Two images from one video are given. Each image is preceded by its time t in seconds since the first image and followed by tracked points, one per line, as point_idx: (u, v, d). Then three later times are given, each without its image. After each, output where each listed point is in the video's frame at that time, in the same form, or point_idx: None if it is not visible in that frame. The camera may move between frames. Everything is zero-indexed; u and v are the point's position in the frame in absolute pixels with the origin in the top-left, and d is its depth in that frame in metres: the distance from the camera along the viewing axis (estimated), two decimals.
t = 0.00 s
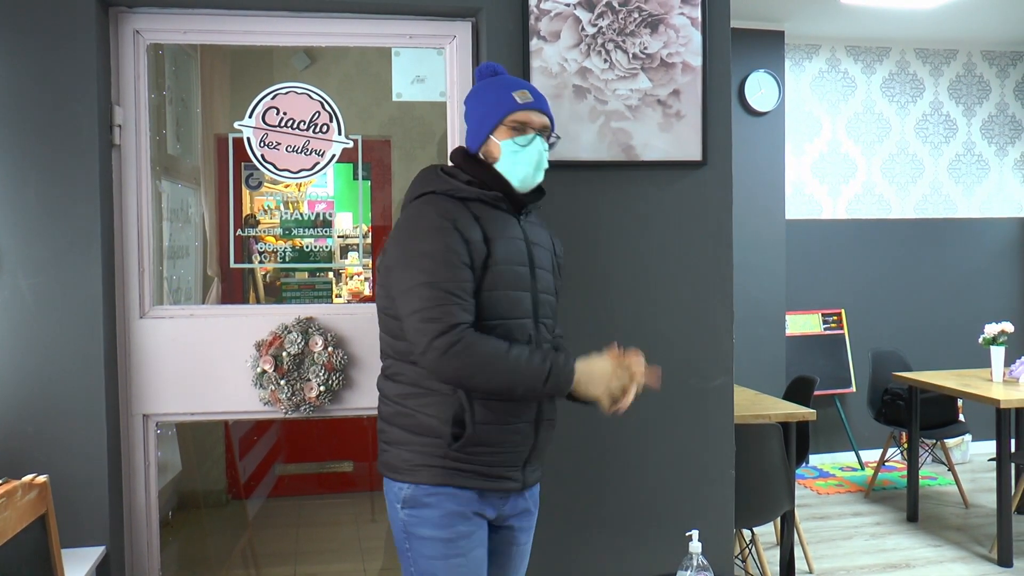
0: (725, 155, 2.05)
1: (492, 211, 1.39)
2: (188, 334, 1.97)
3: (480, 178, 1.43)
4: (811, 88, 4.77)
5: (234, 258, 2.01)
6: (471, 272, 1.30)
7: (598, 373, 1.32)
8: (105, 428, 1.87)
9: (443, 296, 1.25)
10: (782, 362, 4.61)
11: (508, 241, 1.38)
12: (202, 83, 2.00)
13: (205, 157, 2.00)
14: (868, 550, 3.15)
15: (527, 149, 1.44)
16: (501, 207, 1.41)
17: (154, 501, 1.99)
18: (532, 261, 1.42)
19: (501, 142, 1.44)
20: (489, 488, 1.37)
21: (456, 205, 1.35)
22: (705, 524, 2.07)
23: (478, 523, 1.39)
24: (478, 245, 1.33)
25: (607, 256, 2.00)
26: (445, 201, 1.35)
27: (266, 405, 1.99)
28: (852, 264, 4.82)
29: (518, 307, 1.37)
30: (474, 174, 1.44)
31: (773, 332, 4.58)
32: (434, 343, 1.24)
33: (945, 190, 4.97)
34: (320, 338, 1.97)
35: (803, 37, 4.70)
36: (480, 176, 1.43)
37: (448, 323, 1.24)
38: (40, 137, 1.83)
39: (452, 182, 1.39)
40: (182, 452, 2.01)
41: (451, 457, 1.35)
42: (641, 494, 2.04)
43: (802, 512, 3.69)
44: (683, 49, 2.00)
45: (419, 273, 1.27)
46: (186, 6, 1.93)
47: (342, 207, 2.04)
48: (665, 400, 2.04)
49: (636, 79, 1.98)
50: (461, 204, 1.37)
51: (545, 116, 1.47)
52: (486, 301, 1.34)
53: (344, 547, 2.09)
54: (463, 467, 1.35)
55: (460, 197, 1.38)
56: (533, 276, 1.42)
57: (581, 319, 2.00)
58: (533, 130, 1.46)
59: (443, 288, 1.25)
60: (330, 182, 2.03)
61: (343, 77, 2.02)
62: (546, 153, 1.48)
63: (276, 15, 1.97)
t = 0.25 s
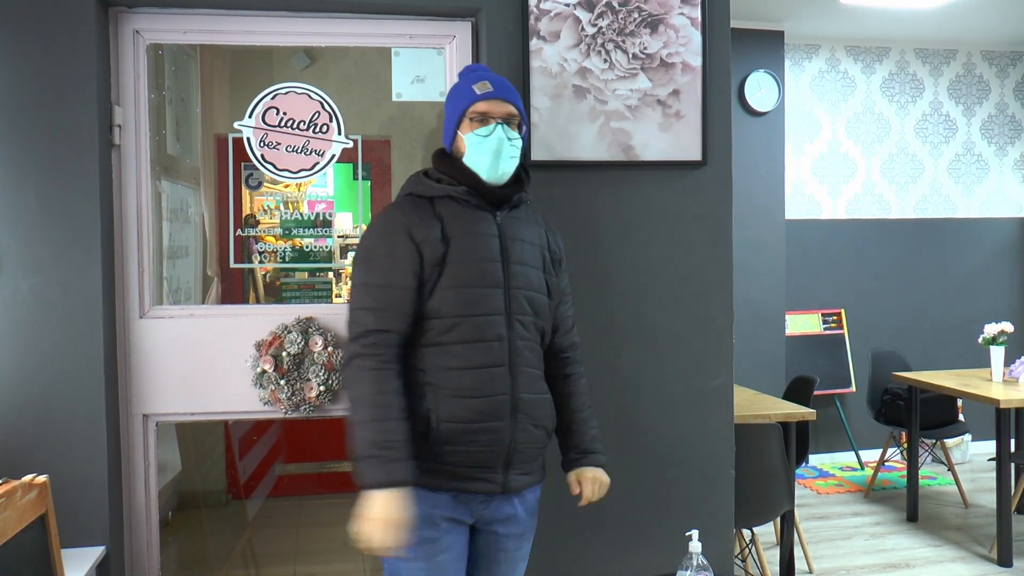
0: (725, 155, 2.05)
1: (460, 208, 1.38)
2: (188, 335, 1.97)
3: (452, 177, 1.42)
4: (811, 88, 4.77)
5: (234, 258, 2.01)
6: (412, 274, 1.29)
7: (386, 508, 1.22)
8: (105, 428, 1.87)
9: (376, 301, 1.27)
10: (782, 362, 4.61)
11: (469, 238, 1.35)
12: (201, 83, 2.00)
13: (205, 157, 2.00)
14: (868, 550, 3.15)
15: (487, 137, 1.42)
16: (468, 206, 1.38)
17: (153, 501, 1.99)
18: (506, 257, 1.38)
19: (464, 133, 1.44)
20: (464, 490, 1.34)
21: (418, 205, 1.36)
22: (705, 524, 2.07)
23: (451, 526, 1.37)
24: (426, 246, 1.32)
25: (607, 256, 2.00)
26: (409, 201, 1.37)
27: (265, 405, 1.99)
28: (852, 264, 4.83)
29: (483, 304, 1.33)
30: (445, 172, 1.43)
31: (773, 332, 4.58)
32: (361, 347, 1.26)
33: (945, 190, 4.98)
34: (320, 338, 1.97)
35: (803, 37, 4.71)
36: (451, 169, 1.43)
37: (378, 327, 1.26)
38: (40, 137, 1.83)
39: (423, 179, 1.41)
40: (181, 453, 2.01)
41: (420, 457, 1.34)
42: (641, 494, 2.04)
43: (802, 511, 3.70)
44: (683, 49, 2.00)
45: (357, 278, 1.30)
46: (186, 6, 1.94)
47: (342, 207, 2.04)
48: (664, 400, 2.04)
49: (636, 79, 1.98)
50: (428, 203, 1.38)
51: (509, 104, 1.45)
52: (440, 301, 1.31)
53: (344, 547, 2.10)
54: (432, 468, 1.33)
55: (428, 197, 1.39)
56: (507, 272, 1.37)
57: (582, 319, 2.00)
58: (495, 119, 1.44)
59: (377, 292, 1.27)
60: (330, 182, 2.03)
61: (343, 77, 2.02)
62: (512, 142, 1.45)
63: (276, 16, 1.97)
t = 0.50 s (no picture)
0: (725, 155, 2.05)
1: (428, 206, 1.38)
2: (189, 335, 1.97)
3: (423, 173, 1.43)
4: (811, 88, 4.77)
5: (234, 259, 2.01)
6: (352, 268, 1.34)
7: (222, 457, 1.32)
8: (106, 428, 1.87)
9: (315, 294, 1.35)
10: (782, 363, 4.61)
11: (430, 236, 1.35)
12: (201, 83, 2.00)
13: (205, 157, 2.00)
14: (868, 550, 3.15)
15: (456, 136, 1.41)
16: (434, 203, 1.39)
17: (154, 501, 1.99)
18: (471, 256, 1.36)
19: (438, 129, 1.44)
20: (422, 496, 1.31)
21: (380, 200, 1.40)
22: (705, 524, 2.07)
23: (418, 536, 1.34)
24: (377, 241, 1.34)
25: (607, 257, 2.00)
26: (376, 198, 1.40)
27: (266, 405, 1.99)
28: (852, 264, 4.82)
29: (437, 302, 1.32)
30: (419, 168, 1.44)
31: (774, 333, 4.58)
32: (292, 331, 1.36)
33: (945, 190, 4.98)
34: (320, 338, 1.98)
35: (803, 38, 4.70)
36: (424, 165, 1.43)
37: (308, 313, 1.36)
38: (39, 138, 1.83)
39: (395, 175, 1.45)
40: (182, 453, 2.00)
41: (376, 460, 1.32)
42: (641, 494, 2.04)
43: (802, 512, 3.70)
44: (684, 49, 2.00)
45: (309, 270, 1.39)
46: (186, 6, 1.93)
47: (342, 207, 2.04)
48: (664, 400, 2.04)
49: (636, 80, 1.98)
50: (394, 199, 1.40)
51: (484, 103, 1.44)
52: (390, 296, 1.33)
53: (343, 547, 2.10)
54: (390, 473, 1.31)
55: (396, 193, 1.41)
56: (470, 271, 1.35)
57: (582, 319, 2.00)
58: (468, 117, 1.43)
59: (313, 281, 1.36)
60: (330, 182, 2.03)
61: (343, 77, 2.02)
62: (484, 143, 1.42)
63: (277, 16, 1.97)
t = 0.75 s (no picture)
0: (726, 155, 2.05)
1: (400, 206, 1.38)
2: (190, 335, 1.97)
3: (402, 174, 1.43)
4: (813, 88, 4.77)
5: (235, 259, 2.01)
6: (324, 269, 1.33)
7: (223, 478, 1.29)
8: (107, 428, 1.87)
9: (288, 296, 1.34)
10: (783, 363, 4.61)
11: (402, 238, 1.35)
12: (202, 83, 2.00)
13: (206, 158, 2.00)
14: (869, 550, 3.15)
15: (439, 142, 1.41)
16: (405, 204, 1.39)
17: (155, 501, 1.99)
18: (442, 259, 1.35)
19: (421, 132, 1.43)
20: (385, 502, 1.30)
21: (354, 200, 1.39)
22: (705, 524, 2.07)
23: (387, 541, 1.33)
24: (348, 241, 1.33)
25: (607, 257, 2.00)
26: (352, 196, 1.40)
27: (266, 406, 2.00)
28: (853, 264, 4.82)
29: (406, 304, 1.31)
30: (399, 169, 1.43)
31: (774, 333, 4.58)
32: (270, 336, 1.34)
33: (946, 190, 4.97)
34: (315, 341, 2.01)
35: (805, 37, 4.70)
36: (403, 166, 1.43)
37: (289, 316, 1.34)
38: (40, 138, 1.83)
39: (372, 173, 1.45)
40: (183, 454, 2.00)
41: (341, 464, 1.32)
42: (641, 494, 2.04)
43: (803, 512, 3.70)
44: (685, 49, 2.00)
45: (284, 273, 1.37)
46: (187, 6, 1.94)
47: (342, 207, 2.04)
48: (665, 400, 2.04)
49: (637, 80, 1.98)
50: (369, 197, 1.40)
51: (471, 111, 1.44)
52: (359, 297, 1.32)
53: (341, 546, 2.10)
54: (353, 477, 1.31)
55: (371, 192, 1.41)
56: (440, 274, 1.34)
57: (582, 319, 2.00)
58: (453, 124, 1.43)
59: (291, 282, 1.34)
60: (330, 182, 2.03)
61: (345, 77, 2.02)
62: (466, 152, 1.42)
63: (278, 16, 1.97)
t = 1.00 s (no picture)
0: (727, 155, 2.05)
1: (372, 208, 1.39)
2: (190, 335, 1.97)
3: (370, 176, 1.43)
4: (814, 88, 4.77)
5: (235, 260, 2.02)
6: (302, 273, 1.31)
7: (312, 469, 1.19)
8: (109, 428, 1.87)
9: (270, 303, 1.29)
10: (784, 363, 4.61)
11: (376, 240, 1.35)
12: (203, 84, 2.00)
13: (207, 158, 2.01)
14: (870, 551, 3.15)
15: (409, 140, 1.39)
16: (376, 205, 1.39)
17: (156, 502, 1.99)
18: (415, 260, 1.35)
19: (391, 132, 1.42)
20: (368, 506, 1.32)
21: (327, 205, 1.38)
22: (706, 525, 2.07)
23: (373, 544, 1.33)
24: (323, 244, 1.32)
25: (608, 257, 2.00)
26: (324, 200, 1.39)
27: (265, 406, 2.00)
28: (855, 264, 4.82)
29: (381, 307, 1.31)
30: (368, 171, 1.43)
31: (776, 333, 4.57)
32: (258, 344, 1.28)
33: (947, 190, 4.97)
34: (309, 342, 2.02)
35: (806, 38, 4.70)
36: (373, 168, 1.43)
37: (275, 323, 1.29)
38: (42, 139, 1.83)
39: (343, 177, 1.44)
40: (184, 452, 2.01)
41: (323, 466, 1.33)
42: (642, 494, 2.04)
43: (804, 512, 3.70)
44: (686, 50, 2.00)
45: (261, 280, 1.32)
46: (189, 6, 1.94)
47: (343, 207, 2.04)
48: (666, 401, 2.04)
49: (639, 80, 1.98)
50: (341, 201, 1.40)
51: (440, 109, 1.44)
52: (333, 299, 1.31)
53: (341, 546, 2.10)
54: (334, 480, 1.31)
55: (344, 195, 1.41)
56: (414, 275, 1.34)
57: (583, 319, 1.99)
58: (423, 123, 1.42)
59: (273, 288, 1.29)
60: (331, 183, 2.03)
61: (346, 77, 2.02)
62: (437, 150, 1.41)
63: (279, 16, 1.98)
